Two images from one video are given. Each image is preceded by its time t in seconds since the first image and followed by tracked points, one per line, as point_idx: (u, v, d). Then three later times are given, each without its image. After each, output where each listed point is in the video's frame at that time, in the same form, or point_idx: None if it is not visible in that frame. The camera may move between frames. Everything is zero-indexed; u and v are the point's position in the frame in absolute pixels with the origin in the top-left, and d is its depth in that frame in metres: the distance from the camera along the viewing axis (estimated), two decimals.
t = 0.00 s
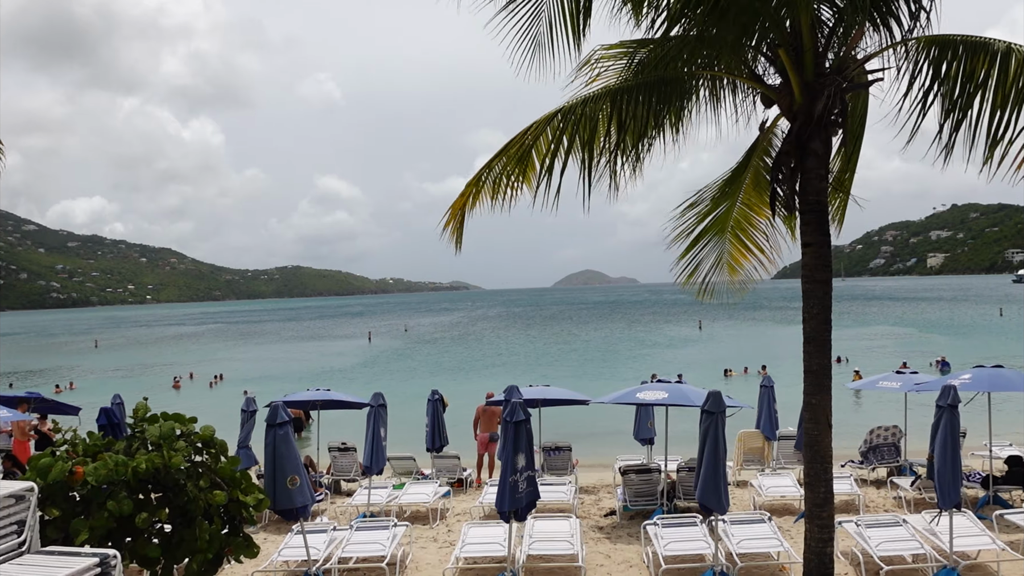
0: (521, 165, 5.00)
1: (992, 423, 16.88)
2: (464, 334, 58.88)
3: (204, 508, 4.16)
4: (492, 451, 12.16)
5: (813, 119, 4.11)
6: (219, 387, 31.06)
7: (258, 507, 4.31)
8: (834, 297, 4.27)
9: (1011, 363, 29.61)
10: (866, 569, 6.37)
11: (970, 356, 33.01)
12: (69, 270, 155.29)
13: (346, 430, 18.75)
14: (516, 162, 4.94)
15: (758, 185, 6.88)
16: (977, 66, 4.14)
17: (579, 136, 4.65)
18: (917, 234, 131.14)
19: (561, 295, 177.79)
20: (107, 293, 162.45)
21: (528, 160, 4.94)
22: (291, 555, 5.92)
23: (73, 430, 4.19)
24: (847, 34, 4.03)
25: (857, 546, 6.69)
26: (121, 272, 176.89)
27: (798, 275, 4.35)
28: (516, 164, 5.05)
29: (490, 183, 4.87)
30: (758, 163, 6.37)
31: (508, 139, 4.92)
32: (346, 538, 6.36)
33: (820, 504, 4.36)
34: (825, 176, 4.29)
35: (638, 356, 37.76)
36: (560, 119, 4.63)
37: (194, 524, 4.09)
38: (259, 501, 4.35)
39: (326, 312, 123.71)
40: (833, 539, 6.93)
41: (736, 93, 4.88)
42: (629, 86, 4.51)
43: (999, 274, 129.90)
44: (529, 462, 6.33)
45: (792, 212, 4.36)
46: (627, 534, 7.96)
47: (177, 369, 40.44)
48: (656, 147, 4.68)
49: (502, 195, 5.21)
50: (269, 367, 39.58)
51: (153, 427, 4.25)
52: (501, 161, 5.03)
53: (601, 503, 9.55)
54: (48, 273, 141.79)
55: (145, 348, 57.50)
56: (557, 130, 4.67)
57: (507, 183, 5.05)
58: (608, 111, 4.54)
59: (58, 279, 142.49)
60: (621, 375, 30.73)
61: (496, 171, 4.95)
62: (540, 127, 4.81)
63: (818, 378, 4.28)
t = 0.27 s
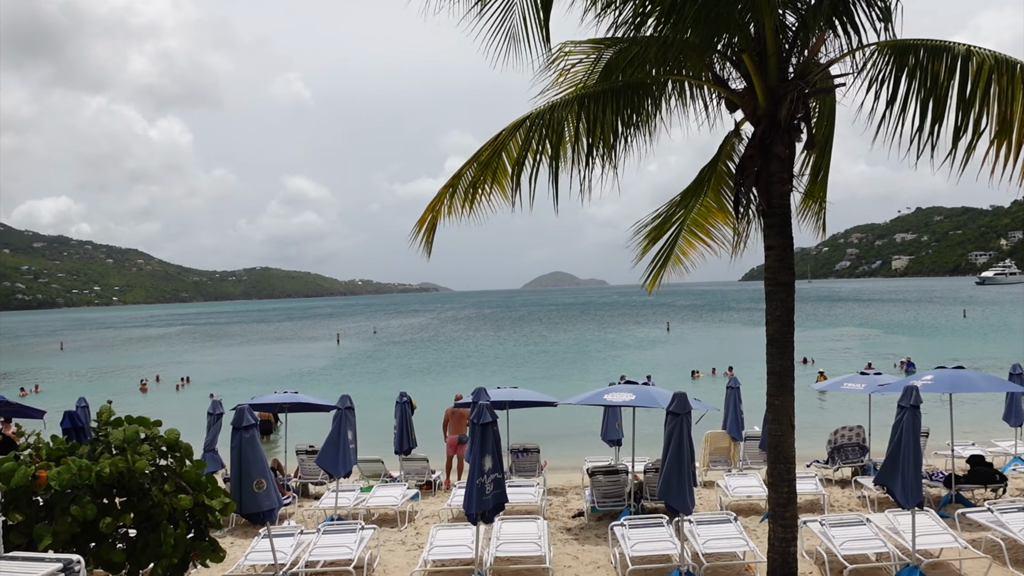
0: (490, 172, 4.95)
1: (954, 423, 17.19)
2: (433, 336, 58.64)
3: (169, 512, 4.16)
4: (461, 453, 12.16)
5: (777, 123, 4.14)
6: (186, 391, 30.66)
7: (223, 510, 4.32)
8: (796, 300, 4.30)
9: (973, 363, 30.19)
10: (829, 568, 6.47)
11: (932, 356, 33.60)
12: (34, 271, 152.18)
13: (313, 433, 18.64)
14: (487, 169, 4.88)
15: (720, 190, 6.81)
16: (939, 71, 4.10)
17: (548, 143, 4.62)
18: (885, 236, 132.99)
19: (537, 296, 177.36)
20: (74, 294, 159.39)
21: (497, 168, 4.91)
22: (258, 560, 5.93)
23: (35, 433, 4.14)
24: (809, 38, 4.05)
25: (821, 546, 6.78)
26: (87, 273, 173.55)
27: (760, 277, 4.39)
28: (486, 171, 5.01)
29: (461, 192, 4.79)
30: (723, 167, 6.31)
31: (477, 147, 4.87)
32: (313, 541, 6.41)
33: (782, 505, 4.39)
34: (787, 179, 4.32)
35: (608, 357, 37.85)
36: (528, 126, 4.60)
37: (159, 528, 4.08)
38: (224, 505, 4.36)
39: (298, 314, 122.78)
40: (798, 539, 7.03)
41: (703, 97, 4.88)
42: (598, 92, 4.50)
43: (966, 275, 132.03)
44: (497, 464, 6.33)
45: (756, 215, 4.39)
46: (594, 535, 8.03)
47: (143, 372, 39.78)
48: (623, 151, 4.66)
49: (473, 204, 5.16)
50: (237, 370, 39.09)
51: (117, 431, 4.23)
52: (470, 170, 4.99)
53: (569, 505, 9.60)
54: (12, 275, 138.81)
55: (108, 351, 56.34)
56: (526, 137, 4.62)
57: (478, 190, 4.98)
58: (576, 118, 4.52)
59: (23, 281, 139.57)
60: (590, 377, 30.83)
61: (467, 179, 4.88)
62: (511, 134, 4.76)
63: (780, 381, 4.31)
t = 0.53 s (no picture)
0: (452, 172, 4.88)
1: (911, 423, 17.56)
2: (397, 339, 58.26)
3: (128, 517, 4.11)
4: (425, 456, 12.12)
5: (737, 128, 4.18)
6: (147, 394, 30.10)
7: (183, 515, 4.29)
8: (756, 303, 4.33)
9: (930, 365, 30.91)
10: (789, 569, 6.56)
11: (889, 358, 34.30)
12: None
13: (275, 437, 18.47)
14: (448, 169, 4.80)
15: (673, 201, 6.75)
16: (895, 78, 4.12)
17: (511, 144, 4.58)
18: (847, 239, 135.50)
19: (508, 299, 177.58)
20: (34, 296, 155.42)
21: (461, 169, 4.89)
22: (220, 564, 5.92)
23: None
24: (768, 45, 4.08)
25: (782, 547, 6.88)
26: (47, 274, 169.26)
27: (721, 281, 4.41)
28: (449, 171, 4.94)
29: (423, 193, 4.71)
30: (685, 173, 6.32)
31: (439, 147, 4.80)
32: (275, 545, 6.45)
33: (743, 506, 4.43)
34: (748, 183, 4.36)
35: (574, 359, 37.93)
36: (492, 128, 4.55)
37: (118, 533, 4.03)
38: (185, 510, 4.34)
39: (261, 316, 121.10)
40: (760, 540, 7.12)
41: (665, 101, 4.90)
42: (562, 96, 4.48)
43: (926, 279, 134.93)
44: (460, 466, 6.32)
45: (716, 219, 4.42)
46: (558, 537, 8.08)
47: (102, 376, 38.90)
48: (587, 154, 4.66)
49: (434, 205, 5.09)
50: (199, 373, 38.44)
51: (74, 435, 4.15)
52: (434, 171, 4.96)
53: (533, 507, 9.64)
54: None
55: (63, 355, 54.88)
56: (490, 139, 4.57)
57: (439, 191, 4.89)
58: (540, 121, 4.49)
59: None
60: (554, 379, 30.91)
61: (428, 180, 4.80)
62: (474, 134, 4.70)
63: (740, 384, 4.33)
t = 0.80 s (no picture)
0: (412, 167, 4.87)
1: (865, 425, 17.92)
2: (360, 343, 57.79)
3: (84, 524, 4.06)
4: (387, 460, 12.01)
5: (697, 133, 4.24)
6: (102, 400, 29.42)
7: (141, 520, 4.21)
8: (715, 307, 4.37)
9: (886, 368, 31.67)
10: (750, 570, 6.62)
11: (847, 362, 34.97)
12: None
13: (234, 442, 18.26)
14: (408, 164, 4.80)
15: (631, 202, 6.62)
16: (849, 87, 4.23)
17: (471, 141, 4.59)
18: (808, 245, 138.19)
19: (479, 303, 177.61)
20: None
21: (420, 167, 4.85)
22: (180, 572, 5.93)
23: None
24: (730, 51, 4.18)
25: (742, 548, 6.97)
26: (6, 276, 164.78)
27: (680, 284, 4.44)
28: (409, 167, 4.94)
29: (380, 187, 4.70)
30: (646, 176, 6.37)
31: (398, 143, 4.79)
32: (234, 552, 6.49)
33: (701, 508, 4.46)
34: (706, 189, 4.42)
35: (538, 363, 37.97)
36: (452, 124, 4.56)
37: (74, 542, 3.97)
38: (143, 516, 4.30)
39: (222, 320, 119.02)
40: (721, 542, 7.19)
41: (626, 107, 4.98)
42: (523, 96, 4.52)
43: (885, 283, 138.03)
44: (421, 471, 6.31)
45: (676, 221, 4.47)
46: (519, 541, 8.12)
47: (57, 381, 37.90)
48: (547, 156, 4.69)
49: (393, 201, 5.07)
50: (158, 378, 37.70)
51: (28, 440, 4.05)
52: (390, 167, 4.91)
53: (495, 511, 9.65)
54: None
55: (13, 360, 53.22)
56: (449, 136, 4.58)
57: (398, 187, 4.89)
58: (501, 120, 4.52)
59: None
60: (517, 382, 30.95)
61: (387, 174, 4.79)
62: (434, 131, 4.70)
63: (699, 386, 4.37)
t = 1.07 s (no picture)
0: (368, 165, 4.78)
1: (821, 427, 18.25)
2: (323, 347, 57.33)
3: (39, 530, 3.94)
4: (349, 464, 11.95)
5: (658, 137, 4.30)
6: (56, 405, 28.71)
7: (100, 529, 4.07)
8: (675, 311, 4.41)
9: (843, 371, 32.34)
10: (711, 572, 6.68)
11: (806, 365, 35.59)
12: None
13: (192, 448, 18.01)
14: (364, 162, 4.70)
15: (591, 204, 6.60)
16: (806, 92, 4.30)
17: (431, 139, 4.55)
18: (772, 249, 140.40)
19: (449, 307, 177.65)
20: None
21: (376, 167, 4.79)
22: None
23: None
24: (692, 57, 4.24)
25: (704, 551, 7.04)
26: None
27: (640, 288, 4.47)
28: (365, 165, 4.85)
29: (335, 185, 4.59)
30: (603, 178, 6.42)
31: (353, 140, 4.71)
32: (193, 558, 6.51)
33: (662, 510, 4.50)
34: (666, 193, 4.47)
35: (502, 367, 37.99)
36: (411, 123, 4.50)
37: (28, 548, 3.85)
38: (98, 521, 4.21)
39: (183, 323, 116.96)
40: (682, 545, 7.25)
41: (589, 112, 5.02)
42: (484, 96, 4.52)
43: (845, 288, 140.82)
44: (382, 475, 6.28)
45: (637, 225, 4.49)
46: (481, 545, 8.15)
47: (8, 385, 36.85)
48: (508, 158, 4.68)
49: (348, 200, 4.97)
50: (116, 382, 36.92)
51: None
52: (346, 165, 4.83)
53: (457, 515, 9.68)
54: None
55: None
56: (408, 133, 4.51)
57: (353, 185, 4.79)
58: (461, 118, 4.49)
59: None
60: (480, 386, 30.97)
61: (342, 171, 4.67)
62: (391, 131, 4.64)
63: (658, 390, 4.40)
